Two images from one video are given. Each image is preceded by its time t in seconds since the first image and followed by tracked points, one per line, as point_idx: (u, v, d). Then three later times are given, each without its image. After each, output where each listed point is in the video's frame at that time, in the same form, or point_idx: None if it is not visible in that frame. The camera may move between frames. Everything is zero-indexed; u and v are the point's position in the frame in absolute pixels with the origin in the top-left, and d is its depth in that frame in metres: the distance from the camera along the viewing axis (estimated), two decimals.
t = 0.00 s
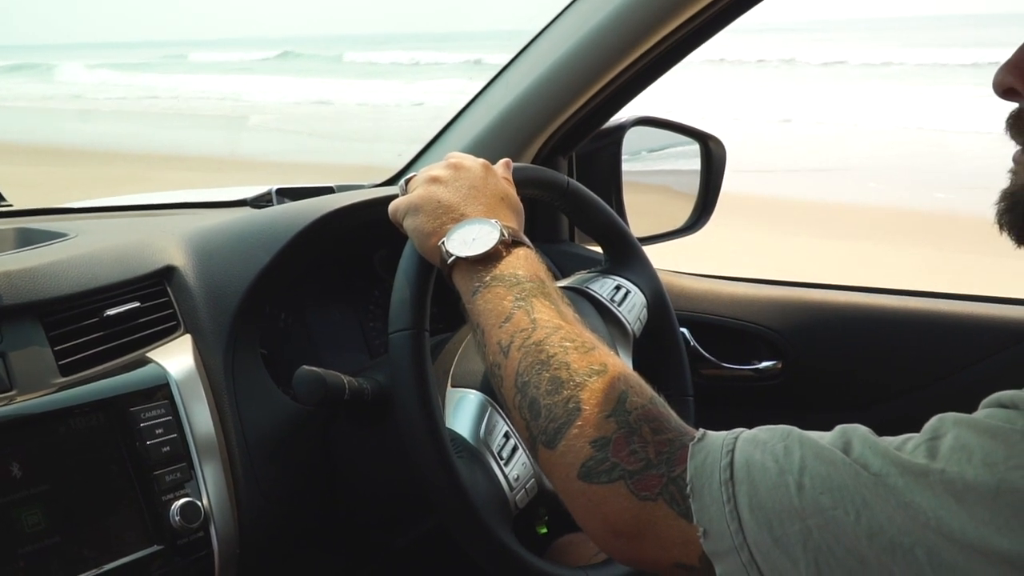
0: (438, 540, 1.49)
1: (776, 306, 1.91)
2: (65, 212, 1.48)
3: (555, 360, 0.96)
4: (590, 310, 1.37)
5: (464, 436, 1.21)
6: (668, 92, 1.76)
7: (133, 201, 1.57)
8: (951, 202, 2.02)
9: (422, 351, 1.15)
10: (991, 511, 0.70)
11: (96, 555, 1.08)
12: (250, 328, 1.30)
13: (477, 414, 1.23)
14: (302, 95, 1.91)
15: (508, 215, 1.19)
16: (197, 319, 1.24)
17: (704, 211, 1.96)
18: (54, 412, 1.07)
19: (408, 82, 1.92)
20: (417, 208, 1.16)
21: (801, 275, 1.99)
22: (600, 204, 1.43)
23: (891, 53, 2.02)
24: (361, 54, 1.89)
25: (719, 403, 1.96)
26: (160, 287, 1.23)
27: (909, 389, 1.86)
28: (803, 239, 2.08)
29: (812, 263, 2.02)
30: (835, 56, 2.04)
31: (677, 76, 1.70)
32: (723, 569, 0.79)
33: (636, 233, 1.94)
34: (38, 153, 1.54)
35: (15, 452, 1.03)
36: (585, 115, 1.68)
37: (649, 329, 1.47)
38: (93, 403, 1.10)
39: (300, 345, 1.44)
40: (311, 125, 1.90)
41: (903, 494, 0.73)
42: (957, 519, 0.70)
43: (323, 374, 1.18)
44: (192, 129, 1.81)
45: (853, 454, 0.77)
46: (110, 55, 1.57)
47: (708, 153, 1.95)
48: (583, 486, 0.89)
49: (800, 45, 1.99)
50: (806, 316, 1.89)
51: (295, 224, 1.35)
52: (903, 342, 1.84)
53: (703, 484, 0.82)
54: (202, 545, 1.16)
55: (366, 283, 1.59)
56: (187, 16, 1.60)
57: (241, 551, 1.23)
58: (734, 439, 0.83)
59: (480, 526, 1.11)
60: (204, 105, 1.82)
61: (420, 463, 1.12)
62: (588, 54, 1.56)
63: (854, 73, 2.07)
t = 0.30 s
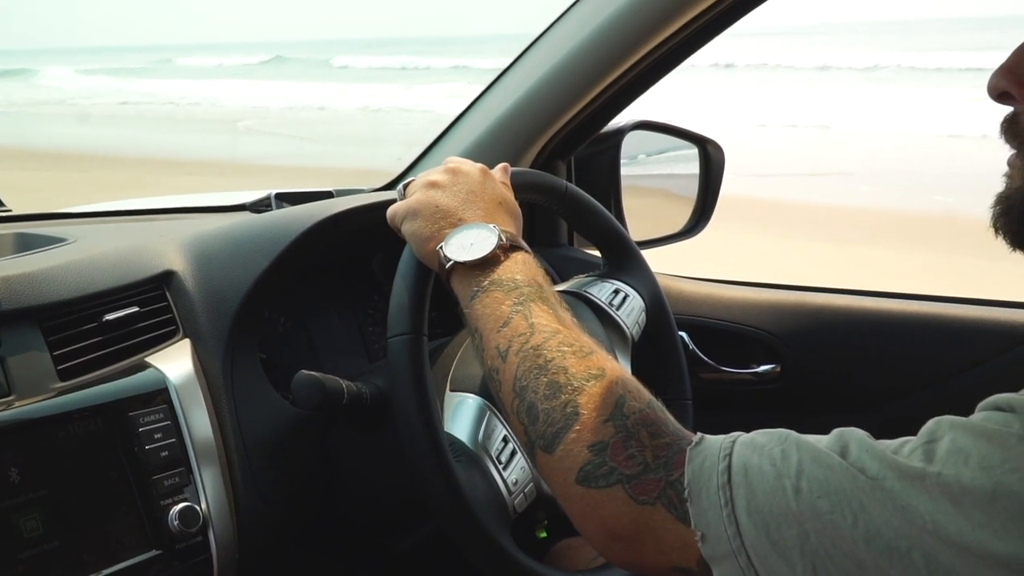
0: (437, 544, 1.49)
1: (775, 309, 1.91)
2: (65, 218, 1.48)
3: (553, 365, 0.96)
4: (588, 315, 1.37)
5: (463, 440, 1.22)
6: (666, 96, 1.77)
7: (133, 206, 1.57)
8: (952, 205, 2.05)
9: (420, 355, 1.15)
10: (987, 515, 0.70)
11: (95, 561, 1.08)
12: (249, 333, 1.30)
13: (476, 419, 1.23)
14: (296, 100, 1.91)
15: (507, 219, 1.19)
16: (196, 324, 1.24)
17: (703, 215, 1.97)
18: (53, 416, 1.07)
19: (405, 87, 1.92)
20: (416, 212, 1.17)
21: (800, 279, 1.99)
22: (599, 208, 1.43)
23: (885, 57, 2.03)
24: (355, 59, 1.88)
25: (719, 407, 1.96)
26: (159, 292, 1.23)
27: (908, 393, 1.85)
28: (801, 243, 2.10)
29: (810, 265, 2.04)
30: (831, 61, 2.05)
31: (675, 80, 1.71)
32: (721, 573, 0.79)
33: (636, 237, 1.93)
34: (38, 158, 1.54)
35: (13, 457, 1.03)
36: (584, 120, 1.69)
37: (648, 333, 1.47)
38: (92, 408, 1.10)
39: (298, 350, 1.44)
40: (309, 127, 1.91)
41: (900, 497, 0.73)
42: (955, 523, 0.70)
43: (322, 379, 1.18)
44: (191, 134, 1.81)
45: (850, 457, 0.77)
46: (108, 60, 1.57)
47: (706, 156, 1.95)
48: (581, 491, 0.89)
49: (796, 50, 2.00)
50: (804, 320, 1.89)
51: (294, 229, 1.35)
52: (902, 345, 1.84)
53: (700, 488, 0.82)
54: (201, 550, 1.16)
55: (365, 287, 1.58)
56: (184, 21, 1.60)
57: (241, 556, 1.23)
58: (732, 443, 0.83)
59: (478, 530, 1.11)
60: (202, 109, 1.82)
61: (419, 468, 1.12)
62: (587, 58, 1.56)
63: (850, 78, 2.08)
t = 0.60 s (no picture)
0: (437, 548, 1.48)
1: (775, 314, 1.91)
2: (65, 220, 1.48)
3: (554, 370, 0.96)
4: (588, 319, 1.37)
5: (463, 444, 1.21)
6: (667, 101, 1.77)
7: (133, 208, 1.57)
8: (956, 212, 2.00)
9: (421, 359, 1.15)
10: (989, 522, 0.70)
11: (95, 562, 1.08)
12: (249, 336, 1.30)
13: (477, 423, 1.23)
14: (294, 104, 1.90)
15: (508, 223, 1.19)
16: (197, 327, 1.24)
17: (703, 220, 1.98)
18: (53, 417, 1.07)
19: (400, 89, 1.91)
20: (417, 216, 1.17)
21: (801, 284, 2.01)
22: (600, 213, 1.43)
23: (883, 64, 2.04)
24: (345, 62, 1.87)
25: (719, 412, 1.96)
26: (160, 294, 1.23)
27: (907, 399, 1.86)
28: (800, 249, 2.10)
29: (808, 270, 2.04)
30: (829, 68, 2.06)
31: (676, 85, 1.71)
32: None
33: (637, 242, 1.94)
34: (38, 160, 1.54)
35: (13, 459, 1.03)
36: (585, 124, 1.69)
37: (648, 337, 1.48)
38: (93, 410, 1.10)
39: (298, 353, 1.44)
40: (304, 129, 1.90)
41: (902, 504, 0.73)
42: (956, 530, 0.70)
43: (322, 382, 1.18)
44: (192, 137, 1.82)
45: (852, 464, 0.77)
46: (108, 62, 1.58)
47: (708, 162, 1.97)
48: (582, 496, 0.89)
49: (795, 57, 2.01)
50: (804, 325, 1.89)
51: (294, 231, 1.35)
52: (901, 351, 1.84)
53: (702, 494, 0.82)
54: (201, 552, 1.16)
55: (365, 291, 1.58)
56: (185, 22, 1.62)
57: (240, 559, 1.22)
58: (733, 449, 0.83)
59: (478, 534, 1.11)
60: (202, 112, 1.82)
61: (420, 471, 1.12)
62: (588, 63, 1.56)
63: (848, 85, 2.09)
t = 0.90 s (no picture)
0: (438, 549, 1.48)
1: (776, 316, 1.91)
2: (66, 220, 1.48)
3: (555, 372, 0.96)
4: (589, 320, 1.37)
5: (464, 445, 1.21)
6: (668, 102, 1.77)
7: (134, 208, 1.57)
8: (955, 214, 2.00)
9: (422, 359, 1.15)
10: (991, 526, 0.70)
11: (95, 562, 1.08)
12: (249, 336, 1.30)
13: (477, 424, 1.23)
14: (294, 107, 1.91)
15: (509, 224, 1.19)
16: (197, 327, 1.24)
17: (703, 222, 1.98)
18: (53, 417, 1.07)
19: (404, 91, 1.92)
20: (418, 217, 1.17)
21: (801, 285, 2.00)
22: (601, 214, 1.43)
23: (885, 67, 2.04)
24: (347, 64, 1.88)
25: (719, 414, 1.96)
26: (160, 294, 1.23)
27: (908, 401, 1.85)
28: (801, 251, 2.10)
29: (809, 273, 2.04)
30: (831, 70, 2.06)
31: (678, 87, 1.71)
32: None
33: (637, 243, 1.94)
34: (39, 160, 1.54)
35: (12, 459, 1.03)
36: (586, 126, 1.69)
37: (649, 338, 1.47)
38: (92, 410, 1.10)
39: (299, 354, 1.44)
40: (307, 130, 1.92)
41: (904, 508, 0.73)
42: (959, 534, 0.70)
43: (323, 382, 1.18)
44: (193, 137, 1.82)
45: (854, 467, 0.77)
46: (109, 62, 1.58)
47: (708, 163, 1.96)
48: (583, 498, 0.88)
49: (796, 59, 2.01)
50: (805, 327, 1.89)
51: (295, 231, 1.35)
52: (903, 352, 1.84)
53: (703, 496, 0.82)
54: (201, 553, 1.16)
55: (365, 292, 1.58)
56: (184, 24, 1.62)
57: (241, 559, 1.22)
58: (735, 451, 0.83)
59: (479, 535, 1.11)
60: (203, 113, 1.81)
61: (420, 472, 1.12)
62: (590, 63, 1.56)
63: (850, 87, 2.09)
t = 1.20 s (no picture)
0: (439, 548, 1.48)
1: (775, 314, 1.91)
2: (66, 219, 1.48)
3: (554, 370, 0.96)
4: (589, 318, 1.37)
5: (464, 444, 1.21)
6: (668, 101, 1.77)
7: (134, 208, 1.57)
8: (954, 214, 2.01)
9: (422, 358, 1.15)
10: (990, 525, 0.70)
11: (95, 562, 1.08)
12: (249, 335, 1.30)
13: (477, 422, 1.23)
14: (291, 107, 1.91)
15: (509, 223, 1.19)
16: (197, 325, 1.24)
17: (703, 220, 1.98)
18: (53, 416, 1.07)
19: (404, 90, 1.92)
20: (417, 216, 1.17)
21: (802, 284, 2.00)
22: (601, 212, 1.43)
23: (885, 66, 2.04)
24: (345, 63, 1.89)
25: (719, 412, 1.96)
26: (160, 292, 1.23)
27: (907, 400, 1.85)
28: (801, 249, 2.10)
29: (809, 271, 2.04)
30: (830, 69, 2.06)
31: (677, 85, 1.71)
32: None
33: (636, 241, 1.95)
34: (39, 159, 1.54)
35: (12, 458, 1.03)
36: (585, 124, 1.69)
37: (649, 337, 1.47)
38: (92, 409, 1.10)
39: (299, 353, 1.44)
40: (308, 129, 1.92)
41: (903, 507, 0.73)
42: (957, 533, 0.70)
43: (323, 381, 1.18)
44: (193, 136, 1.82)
45: (852, 466, 0.77)
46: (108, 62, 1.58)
47: (708, 162, 1.96)
48: (583, 497, 0.89)
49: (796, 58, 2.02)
50: (804, 325, 1.89)
51: (294, 230, 1.35)
52: (903, 350, 1.84)
53: (703, 495, 0.82)
54: (201, 551, 1.16)
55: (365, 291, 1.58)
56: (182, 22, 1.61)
57: (241, 558, 1.22)
58: (734, 450, 0.83)
59: (479, 534, 1.11)
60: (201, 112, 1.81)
61: (420, 470, 1.12)
62: (589, 62, 1.56)
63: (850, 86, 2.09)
